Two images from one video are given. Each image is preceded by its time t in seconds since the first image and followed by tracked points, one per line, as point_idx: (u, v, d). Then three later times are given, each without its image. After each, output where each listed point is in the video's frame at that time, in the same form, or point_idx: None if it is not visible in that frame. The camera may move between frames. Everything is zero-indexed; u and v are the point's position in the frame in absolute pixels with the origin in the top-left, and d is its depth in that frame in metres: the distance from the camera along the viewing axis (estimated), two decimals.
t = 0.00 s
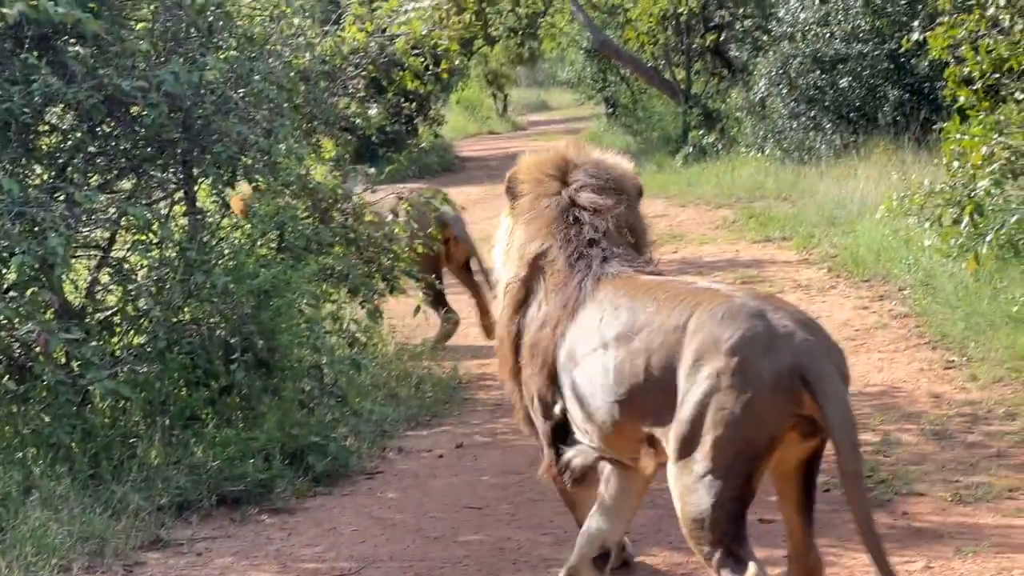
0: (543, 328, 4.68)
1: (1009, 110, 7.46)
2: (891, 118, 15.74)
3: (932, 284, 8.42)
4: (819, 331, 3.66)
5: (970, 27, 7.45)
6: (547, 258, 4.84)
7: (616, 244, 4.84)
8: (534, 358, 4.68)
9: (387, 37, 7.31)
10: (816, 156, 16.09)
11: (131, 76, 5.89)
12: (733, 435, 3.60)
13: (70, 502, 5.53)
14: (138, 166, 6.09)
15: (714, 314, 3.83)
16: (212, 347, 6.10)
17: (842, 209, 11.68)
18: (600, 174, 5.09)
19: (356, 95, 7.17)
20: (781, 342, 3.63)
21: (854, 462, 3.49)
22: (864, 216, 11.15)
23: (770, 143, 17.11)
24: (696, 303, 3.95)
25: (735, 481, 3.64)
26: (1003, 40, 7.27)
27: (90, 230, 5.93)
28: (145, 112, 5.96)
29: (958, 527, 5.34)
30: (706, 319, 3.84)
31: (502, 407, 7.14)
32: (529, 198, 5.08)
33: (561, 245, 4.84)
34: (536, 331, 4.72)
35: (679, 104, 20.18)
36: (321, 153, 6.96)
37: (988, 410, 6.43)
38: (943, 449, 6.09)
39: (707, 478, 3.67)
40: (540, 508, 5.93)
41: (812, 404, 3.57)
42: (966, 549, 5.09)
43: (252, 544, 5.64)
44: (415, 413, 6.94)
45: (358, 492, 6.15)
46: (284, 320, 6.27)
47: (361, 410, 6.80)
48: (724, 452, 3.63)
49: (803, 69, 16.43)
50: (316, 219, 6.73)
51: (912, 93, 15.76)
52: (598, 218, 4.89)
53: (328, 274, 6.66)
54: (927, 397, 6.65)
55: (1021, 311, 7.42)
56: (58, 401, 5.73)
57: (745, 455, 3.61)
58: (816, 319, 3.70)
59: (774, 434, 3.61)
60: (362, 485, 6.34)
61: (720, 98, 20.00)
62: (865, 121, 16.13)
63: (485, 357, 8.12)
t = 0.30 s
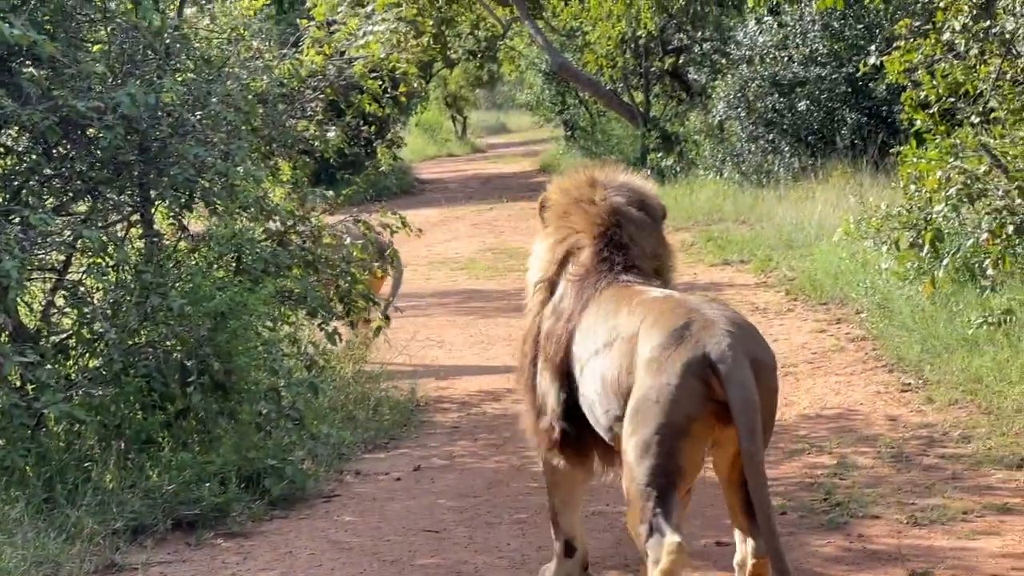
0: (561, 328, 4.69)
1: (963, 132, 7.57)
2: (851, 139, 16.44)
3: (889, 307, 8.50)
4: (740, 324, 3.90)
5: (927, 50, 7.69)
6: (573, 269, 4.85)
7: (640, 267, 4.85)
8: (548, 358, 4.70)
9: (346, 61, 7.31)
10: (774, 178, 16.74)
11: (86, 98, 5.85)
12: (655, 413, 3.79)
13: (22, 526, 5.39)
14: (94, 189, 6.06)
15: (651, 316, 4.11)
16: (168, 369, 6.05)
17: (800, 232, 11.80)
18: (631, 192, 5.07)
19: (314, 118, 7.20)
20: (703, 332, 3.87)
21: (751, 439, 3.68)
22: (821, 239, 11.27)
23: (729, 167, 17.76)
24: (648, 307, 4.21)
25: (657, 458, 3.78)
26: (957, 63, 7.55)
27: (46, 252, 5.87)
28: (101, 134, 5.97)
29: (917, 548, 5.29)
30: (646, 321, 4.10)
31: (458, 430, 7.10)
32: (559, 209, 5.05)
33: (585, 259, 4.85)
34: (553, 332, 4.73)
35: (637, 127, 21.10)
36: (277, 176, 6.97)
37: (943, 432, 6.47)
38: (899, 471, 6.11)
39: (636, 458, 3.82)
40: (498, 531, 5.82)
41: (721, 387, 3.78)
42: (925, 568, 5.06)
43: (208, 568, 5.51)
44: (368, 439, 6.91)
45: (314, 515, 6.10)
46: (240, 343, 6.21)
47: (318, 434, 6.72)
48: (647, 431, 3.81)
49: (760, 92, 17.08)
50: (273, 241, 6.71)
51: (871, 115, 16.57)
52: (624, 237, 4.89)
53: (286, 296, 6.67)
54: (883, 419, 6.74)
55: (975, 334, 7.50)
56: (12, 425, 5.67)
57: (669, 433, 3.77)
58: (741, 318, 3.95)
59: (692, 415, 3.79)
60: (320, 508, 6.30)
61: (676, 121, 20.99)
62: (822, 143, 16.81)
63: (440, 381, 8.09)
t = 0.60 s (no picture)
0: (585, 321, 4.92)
1: (930, 150, 7.82)
2: (817, 156, 16.60)
3: (854, 325, 8.57)
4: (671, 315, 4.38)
5: (891, 68, 7.91)
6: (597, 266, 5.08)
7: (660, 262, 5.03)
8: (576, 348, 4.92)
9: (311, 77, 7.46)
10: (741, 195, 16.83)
11: (52, 114, 5.79)
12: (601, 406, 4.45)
13: None
14: (59, 206, 6.03)
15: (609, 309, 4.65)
16: (133, 387, 6.00)
17: (766, 249, 11.89)
18: (661, 203, 5.28)
19: (278, 134, 7.26)
20: (636, 324, 4.39)
21: (666, 414, 4.14)
22: (788, 256, 11.33)
23: (696, 183, 17.98)
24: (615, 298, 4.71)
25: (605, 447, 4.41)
26: (922, 80, 7.62)
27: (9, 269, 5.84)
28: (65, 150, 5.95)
29: (883, 562, 5.27)
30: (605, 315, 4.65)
31: (422, 449, 7.08)
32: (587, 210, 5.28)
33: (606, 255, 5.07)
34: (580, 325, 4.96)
35: (603, 143, 21.42)
36: (243, 195, 6.98)
37: (909, 449, 6.49)
38: (865, 488, 6.11)
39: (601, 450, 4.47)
40: (464, 548, 5.78)
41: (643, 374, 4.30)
42: None
43: None
44: (331, 456, 6.91)
45: (279, 532, 6.08)
46: (206, 360, 6.19)
47: (282, 452, 6.70)
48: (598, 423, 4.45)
49: (726, 110, 17.07)
50: (239, 259, 6.76)
51: (836, 132, 16.65)
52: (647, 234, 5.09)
53: (251, 312, 6.66)
54: (850, 436, 6.77)
55: (940, 351, 7.56)
56: None
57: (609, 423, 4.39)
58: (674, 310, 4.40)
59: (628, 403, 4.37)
60: (285, 526, 6.28)
61: (643, 137, 21.24)
62: (788, 160, 16.98)
63: (403, 400, 8.09)
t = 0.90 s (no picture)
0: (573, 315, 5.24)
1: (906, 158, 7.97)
2: (794, 164, 16.66)
3: (831, 332, 8.60)
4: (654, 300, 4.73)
5: (869, 77, 7.97)
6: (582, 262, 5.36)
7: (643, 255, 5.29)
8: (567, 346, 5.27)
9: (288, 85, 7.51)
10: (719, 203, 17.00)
11: (29, 123, 5.83)
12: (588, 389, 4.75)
13: None
14: (37, 214, 6.03)
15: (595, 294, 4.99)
16: (110, 396, 5.96)
17: (743, 256, 11.93)
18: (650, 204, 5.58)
19: (257, 142, 7.36)
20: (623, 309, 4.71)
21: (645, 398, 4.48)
22: (765, 265, 11.38)
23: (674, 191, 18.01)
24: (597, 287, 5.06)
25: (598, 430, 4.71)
26: (899, 88, 7.68)
27: None
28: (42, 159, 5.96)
29: (859, 569, 5.28)
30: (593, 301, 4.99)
31: (399, 457, 7.10)
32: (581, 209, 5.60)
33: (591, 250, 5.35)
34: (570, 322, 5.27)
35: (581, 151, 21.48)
36: (221, 203, 7.00)
37: (885, 456, 6.52)
38: (841, 495, 6.12)
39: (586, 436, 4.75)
40: (441, 556, 5.78)
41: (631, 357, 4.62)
42: None
43: None
44: (309, 463, 6.93)
45: (256, 540, 6.08)
46: (183, 367, 6.20)
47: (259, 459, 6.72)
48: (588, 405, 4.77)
49: (704, 117, 17.12)
50: (216, 266, 6.76)
51: (813, 140, 16.61)
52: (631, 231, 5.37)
53: (229, 321, 6.64)
54: (826, 443, 6.79)
55: (917, 358, 7.60)
56: None
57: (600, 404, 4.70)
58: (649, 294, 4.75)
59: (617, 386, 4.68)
60: (262, 533, 6.29)
61: (620, 147, 21.41)
62: (765, 168, 17.04)
63: (379, 407, 8.10)
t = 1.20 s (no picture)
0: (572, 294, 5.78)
1: (896, 158, 8.00)
2: (783, 165, 16.73)
3: (821, 331, 8.60)
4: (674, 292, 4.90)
5: (858, 77, 8.01)
6: (582, 243, 5.93)
7: (638, 238, 5.85)
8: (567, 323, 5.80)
9: (278, 86, 7.49)
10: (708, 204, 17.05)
11: (18, 123, 5.82)
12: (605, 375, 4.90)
13: None
14: (26, 215, 6.03)
15: (615, 285, 5.17)
16: (100, 396, 5.97)
17: (732, 256, 11.94)
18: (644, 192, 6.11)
19: (247, 143, 7.31)
20: (647, 304, 4.89)
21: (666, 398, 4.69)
22: (754, 265, 11.39)
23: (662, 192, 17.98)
24: (616, 275, 5.26)
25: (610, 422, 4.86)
26: (889, 89, 7.70)
27: None
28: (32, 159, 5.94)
29: (848, 569, 5.28)
30: (612, 290, 5.17)
31: (388, 457, 7.10)
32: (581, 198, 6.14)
33: (591, 233, 5.92)
34: (569, 298, 5.83)
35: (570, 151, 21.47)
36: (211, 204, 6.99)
37: (875, 456, 6.52)
38: (831, 495, 6.13)
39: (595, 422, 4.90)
40: (431, 557, 5.77)
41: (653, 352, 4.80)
42: None
43: None
44: (298, 463, 6.92)
45: (246, 541, 6.08)
46: (172, 368, 6.21)
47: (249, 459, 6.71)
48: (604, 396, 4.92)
49: (693, 118, 17.12)
50: (206, 267, 6.76)
51: (802, 140, 16.73)
52: (628, 214, 5.92)
53: (219, 321, 6.65)
54: (816, 443, 6.80)
55: (906, 358, 7.61)
56: None
57: (618, 396, 4.86)
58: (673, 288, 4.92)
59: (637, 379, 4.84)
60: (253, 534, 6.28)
61: (611, 146, 21.38)
62: (754, 168, 17.12)
63: (369, 408, 8.10)
